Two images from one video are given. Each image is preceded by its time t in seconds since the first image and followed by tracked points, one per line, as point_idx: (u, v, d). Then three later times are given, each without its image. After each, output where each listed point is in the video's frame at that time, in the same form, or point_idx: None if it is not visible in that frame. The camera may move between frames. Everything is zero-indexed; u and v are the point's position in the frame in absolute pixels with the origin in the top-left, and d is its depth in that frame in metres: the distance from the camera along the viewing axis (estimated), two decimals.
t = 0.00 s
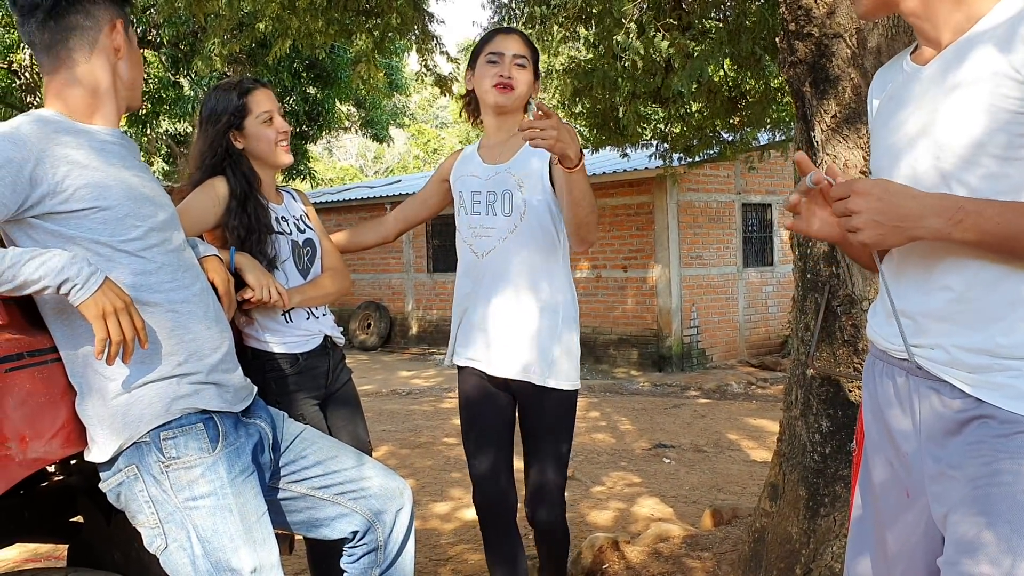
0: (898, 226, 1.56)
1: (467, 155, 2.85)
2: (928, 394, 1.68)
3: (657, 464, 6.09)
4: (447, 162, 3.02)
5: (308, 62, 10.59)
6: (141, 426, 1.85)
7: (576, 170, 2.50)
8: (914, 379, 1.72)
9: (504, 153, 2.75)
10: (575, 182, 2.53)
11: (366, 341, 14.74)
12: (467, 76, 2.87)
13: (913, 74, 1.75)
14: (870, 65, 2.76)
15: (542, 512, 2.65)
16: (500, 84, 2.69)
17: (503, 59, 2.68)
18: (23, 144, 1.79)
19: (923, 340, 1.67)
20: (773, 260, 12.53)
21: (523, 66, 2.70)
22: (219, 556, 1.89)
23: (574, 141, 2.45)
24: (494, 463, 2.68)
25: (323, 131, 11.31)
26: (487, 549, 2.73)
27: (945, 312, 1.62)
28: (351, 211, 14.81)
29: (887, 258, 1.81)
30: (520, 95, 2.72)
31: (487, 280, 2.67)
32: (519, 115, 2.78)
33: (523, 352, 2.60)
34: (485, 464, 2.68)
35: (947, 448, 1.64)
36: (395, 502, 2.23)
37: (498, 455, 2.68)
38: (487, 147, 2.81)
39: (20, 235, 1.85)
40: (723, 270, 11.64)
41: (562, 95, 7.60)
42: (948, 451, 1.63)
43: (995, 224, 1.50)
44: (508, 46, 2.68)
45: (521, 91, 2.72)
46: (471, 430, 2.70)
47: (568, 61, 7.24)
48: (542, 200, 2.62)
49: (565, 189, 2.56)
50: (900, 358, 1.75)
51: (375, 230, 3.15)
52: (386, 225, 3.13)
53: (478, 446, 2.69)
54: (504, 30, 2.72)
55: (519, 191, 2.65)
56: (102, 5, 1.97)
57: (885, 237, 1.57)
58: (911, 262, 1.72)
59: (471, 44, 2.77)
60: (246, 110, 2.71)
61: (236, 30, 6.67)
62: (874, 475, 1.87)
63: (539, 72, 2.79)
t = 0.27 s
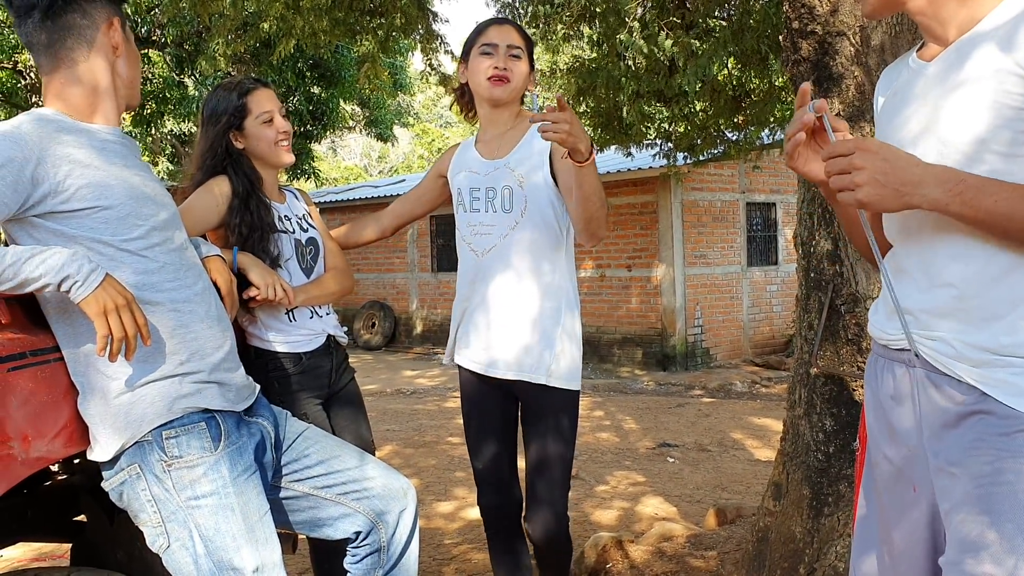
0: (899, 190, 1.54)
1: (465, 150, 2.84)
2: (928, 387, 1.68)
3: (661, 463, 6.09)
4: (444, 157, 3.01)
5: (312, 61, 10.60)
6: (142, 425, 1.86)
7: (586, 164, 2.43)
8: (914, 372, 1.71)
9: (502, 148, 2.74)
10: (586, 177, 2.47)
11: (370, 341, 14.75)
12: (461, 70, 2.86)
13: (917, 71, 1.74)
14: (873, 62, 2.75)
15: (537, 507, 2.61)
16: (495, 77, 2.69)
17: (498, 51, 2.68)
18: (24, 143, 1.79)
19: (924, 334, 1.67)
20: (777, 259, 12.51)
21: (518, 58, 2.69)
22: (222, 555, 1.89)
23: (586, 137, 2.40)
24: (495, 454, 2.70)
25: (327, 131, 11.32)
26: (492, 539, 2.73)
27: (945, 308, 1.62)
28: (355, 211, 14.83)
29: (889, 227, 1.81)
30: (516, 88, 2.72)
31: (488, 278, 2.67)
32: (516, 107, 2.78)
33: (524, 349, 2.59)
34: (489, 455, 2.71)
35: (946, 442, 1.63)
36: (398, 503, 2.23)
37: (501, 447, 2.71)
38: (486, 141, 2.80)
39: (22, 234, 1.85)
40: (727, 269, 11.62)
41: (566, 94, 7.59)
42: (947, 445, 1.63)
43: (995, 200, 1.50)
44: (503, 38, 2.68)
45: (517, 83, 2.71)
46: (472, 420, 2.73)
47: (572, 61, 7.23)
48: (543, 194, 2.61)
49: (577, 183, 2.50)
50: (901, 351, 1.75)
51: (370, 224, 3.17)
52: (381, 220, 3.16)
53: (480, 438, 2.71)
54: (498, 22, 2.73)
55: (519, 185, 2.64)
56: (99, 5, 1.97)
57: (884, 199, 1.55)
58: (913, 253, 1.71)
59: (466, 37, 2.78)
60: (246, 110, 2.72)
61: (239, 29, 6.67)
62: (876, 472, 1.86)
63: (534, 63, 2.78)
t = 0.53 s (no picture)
0: (893, 174, 1.55)
1: (461, 151, 2.84)
2: (928, 389, 1.67)
3: (663, 463, 6.09)
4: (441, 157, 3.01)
5: (315, 62, 10.61)
6: (142, 427, 1.86)
7: (571, 169, 2.43)
8: (914, 372, 1.71)
9: (499, 146, 2.73)
10: (571, 182, 2.47)
11: (373, 341, 14.76)
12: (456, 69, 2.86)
13: (916, 70, 1.74)
14: (874, 62, 2.75)
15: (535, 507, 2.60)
16: (491, 75, 2.69)
17: (493, 50, 2.68)
18: (25, 145, 1.80)
19: (923, 335, 1.66)
20: (779, 259, 12.51)
21: (514, 57, 2.69)
22: (221, 556, 1.90)
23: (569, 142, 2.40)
24: (495, 457, 2.71)
25: (329, 131, 11.33)
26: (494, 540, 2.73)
27: (943, 307, 1.62)
28: (357, 211, 14.84)
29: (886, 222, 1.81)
30: (512, 86, 2.73)
31: (484, 279, 2.67)
32: (511, 104, 2.78)
33: (522, 351, 2.60)
34: (490, 458, 2.71)
35: (946, 443, 1.63)
36: (398, 510, 2.22)
37: (501, 449, 2.71)
38: (481, 141, 2.80)
39: (24, 237, 1.86)
40: (729, 269, 11.62)
41: (567, 94, 7.59)
42: (948, 446, 1.63)
43: (986, 190, 1.51)
44: (499, 37, 2.68)
45: (512, 82, 2.72)
46: (472, 419, 2.73)
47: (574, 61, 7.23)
48: (535, 195, 2.60)
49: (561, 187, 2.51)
50: (899, 351, 1.75)
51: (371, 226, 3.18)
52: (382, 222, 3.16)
53: (480, 441, 2.71)
54: (492, 20, 2.72)
55: (511, 185, 2.63)
56: (100, 6, 1.98)
57: (878, 179, 1.56)
58: (909, 252, 1.71)
59: (460, 36, 2.77)
60: (241, 113, 2.72)
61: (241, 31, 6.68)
62: (875, 473, 1.86)
63: (529, 61, 2.78)
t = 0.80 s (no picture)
0: (891, 171, 1.56)
1: (460, 151, 2.83)
2: (929, 391, 1.67)
3: (664, 463, 6.09)
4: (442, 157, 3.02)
5: (315, 63, 10.61)
6: (140, 428, 1.87)
7: (568, 183, 2.47)
8: (914, 374, 1.71)
9: (499, 148, 2.73)
10: (566, 196, 2.50)
11: (374, 342, 14.77)
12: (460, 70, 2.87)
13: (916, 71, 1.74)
14: (874, 62, 2.76)
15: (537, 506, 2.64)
16: (492, 80, 2.70)
17: (495, 54, 2.69)
18: (25, 145, 1.80)
19: (923, 337, 1.66)
20: (780, 259, 12.51)
21: (515, 61, 2.70)
22: (220, 558, 1.89)
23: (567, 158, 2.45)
24: (499, 464, 2.71)
25: (329, 132, 11.33)
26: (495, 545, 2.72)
27: (942, 308, 1.61)
28: (358, 212, 14.84)
29: (887, 226, 1.81)
30: (513, 91, 2.73)
31: (483, 282, 2.67)
32: (513, 109, 2.79)
33: (520, 354, 2.60)
34: (491, 466, 2.71)
35: (949, 444, 1.63)
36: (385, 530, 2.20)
37: (503, 455, 2.71)
38: (481, 143, 2.80)
39: (24, 238, 1.86)
40: (730, 269, 11.61)
41: (568, 95, 7.59)
42: (950, 447, 1.62)
43: (981, 188, 1.50)
44: (501, 41, 2.69)
45: (514, 86, 2.72)
46: (476, 422, 2.72)
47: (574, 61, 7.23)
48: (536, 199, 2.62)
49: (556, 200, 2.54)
50: (900, 354, 1.75)
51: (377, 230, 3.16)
52: (388, 225, 3.14)
53: (483, 448, 2.72)
54: (495, 24, 2.72)
55: (512, 189, 2.64)
56: (98, 6, 1.98)
57: (876, 175, 1.57)
58: (908, 255, 1.71)
59: (463, 38, 2.77)
60: (243, 114, 2.73)
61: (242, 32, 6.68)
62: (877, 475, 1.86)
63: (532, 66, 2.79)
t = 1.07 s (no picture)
0: (881, 174, 1.57)
1: (463, 153, 2.85)
2: (926, 393, 1.68)
3: (664, 463, 6.10)
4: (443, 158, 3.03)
5: (315, 64, 10.62)
6: (142, 428, 1.88)
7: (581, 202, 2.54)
8: (910, 376, 1.72)
9: (505, 152, 2.75)
10: (578, 213, 2.58)
11: (374, 342, 14.78)
12: (465, 73, 2.88)
13: (911, 74, 1.75)
14: (872, 62, 2.78)
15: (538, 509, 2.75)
16: (496, 84, 2.72)
17: (500, 59, 2.70)
18: (22, 148, 1.81)
19: (919, 339, 1.68)
20: (779, 259, 12.52)
21: (519, 66, 2.72)
22: (220, 560, 1.91)
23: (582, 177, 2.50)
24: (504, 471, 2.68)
25: (329, 133, 11.33)
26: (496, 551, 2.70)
27: (937, 309, 1.63)
28: (358, 213, 14.85)
29: (881, 227, 1.82)
30: (517, 95, 2.75)
31: (487, 283, 2.69)
32: (517, 113, 2.80)
33: (522, 354, 2.62)
34: (495, 473, 2.68)
35: (945, 445, 1.65)
36: (394, 515, 2.24)
37: (507, 465, 2.68)
38: (485, 145, 2.82)
39: (22, 239, 1.88)
40: (729, 269, 11.63)
41: (568, 95, 7.59)
42: (946, 448, 1.64)
43: (971, 189, 1.52)
44: (506, 46, 2.71)
45: (517, 90, 2.74)
46: (481, 433, 2.70)
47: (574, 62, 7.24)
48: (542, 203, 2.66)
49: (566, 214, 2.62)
50: (896, 356, 1.76)
51: (381, 230, 3.18)
52: (391, 225, 3.16)
53: (489, 454, 2.69)
54: (501, 29, 2.74)
55: (518, 193, 2.67)
56: (81, 8, 1.96)
57: (864, 178, 1.59)
58: (902, 257, 1.73)
59: (470, 41, 2.80)
60: (245, 116, 2.74)
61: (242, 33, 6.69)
62: (875, 475, 1.87)
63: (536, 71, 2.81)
